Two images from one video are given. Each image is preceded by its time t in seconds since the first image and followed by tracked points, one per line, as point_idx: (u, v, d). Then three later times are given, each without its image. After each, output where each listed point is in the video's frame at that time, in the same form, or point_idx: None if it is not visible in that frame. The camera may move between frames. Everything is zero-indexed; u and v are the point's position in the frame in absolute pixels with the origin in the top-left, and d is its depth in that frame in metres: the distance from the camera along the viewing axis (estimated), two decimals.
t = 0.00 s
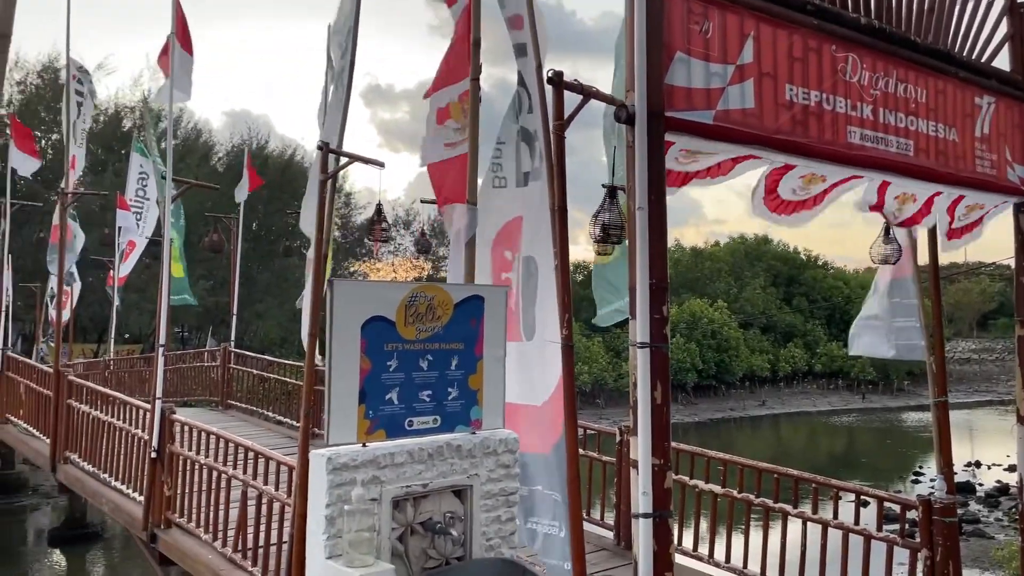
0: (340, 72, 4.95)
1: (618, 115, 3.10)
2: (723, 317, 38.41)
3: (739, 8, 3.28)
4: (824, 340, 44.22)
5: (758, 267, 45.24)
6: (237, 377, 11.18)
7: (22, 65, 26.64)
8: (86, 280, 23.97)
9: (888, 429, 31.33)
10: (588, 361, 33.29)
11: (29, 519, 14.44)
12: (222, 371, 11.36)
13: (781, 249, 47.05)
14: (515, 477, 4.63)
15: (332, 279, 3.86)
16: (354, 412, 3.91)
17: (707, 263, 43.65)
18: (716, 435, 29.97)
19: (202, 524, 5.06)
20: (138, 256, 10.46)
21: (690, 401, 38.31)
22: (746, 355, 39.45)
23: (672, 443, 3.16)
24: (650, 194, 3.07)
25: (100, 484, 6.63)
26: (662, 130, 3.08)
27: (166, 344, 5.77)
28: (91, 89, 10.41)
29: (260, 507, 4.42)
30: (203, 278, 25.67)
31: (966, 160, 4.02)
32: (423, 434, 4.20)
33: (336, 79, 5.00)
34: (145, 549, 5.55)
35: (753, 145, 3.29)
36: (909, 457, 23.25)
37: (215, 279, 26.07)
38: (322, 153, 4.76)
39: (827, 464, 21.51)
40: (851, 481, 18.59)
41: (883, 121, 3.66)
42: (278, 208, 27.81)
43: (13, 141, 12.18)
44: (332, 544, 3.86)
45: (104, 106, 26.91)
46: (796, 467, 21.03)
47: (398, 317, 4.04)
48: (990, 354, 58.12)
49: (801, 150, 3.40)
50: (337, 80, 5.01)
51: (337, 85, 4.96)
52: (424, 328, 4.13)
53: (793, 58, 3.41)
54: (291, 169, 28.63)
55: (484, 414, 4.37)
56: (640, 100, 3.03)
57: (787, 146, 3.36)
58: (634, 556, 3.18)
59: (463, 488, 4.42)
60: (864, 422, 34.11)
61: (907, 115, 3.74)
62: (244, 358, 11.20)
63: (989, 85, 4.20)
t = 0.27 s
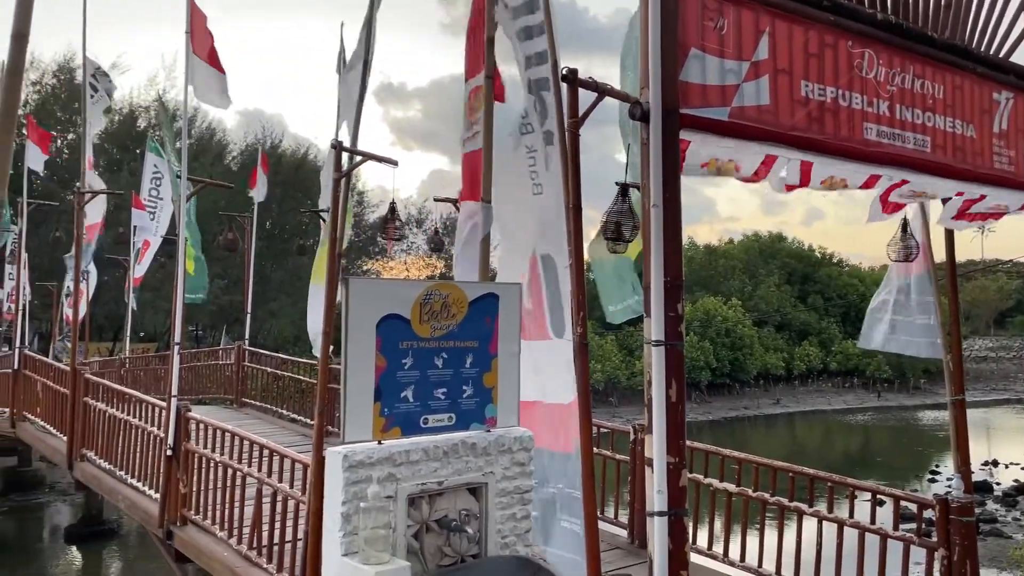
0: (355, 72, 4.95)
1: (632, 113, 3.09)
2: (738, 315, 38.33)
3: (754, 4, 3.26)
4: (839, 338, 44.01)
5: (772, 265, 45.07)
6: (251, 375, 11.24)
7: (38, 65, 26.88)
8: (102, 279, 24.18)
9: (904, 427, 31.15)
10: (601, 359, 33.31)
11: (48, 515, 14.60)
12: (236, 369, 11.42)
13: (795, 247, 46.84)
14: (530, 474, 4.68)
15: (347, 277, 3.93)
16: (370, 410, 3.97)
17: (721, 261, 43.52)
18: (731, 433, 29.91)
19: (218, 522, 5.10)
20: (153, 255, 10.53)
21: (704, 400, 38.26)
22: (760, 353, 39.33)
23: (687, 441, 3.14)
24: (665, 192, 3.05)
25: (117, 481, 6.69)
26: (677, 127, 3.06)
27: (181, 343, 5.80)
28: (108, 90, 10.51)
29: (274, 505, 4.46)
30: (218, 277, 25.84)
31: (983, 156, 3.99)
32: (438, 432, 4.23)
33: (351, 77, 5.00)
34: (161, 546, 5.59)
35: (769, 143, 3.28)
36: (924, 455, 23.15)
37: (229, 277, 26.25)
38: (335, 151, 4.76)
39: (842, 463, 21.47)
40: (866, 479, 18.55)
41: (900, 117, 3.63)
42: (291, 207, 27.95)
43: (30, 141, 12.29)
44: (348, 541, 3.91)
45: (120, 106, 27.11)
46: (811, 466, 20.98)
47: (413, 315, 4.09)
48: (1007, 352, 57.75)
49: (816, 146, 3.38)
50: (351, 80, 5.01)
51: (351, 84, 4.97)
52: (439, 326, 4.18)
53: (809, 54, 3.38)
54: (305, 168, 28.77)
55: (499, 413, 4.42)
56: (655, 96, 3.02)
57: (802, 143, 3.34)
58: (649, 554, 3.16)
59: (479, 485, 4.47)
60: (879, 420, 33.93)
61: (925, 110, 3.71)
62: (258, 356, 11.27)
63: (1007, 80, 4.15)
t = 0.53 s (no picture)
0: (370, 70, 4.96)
1: (647, 110, 3.09)
2: (753, 314, 38.15)
3: None
4: (855, 337, 43.72)
5: (787, 262, 44.83)
6: (265, 373, 11.30)
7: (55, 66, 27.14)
8: (118, 278, 24.40)
9: (920, 426, 30.92)
10: (614, 357, 33.29)
11: (66, 512, 14.75)
12: (251, 367, 11.48)
13: (811, 245, 46.54)
14: (546, 472, 4.66)
15: (364, 275, 3.94)
16: (386, 407, 4.00)
17: (736, 259, 43.37)
18: (745, 432, 29.84)
19: (233, 519, 5.13)
20: (169, 254, 10.58)
21: (718, 398, 38.18)
22: (775, 352, 39.19)
23: (702, 438, 3.12)
24: (680, 188, 3.04)
25: (133, 478, 6.74)
26: (692, 124, 3.05)
27: (196, 341, 5.82)
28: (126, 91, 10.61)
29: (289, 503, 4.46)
30: (233, 276, 26.01)
31: (1001, 152, 3.96)
32: (454, 429, 4.26)
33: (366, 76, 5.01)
34: (178, 543, 5.63)
35: (785, 139, 3.26)
36: (940, 455, 22.97)
37: (244, 276, 26.42)
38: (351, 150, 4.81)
39: (858, 462, 21.37)
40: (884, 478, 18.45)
41: (917, 113, 3.60)
42: (305, 206, 28.08)
43: (47, 140, 12.39)
44: (364, 538, 3.94)
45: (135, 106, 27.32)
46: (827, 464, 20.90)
47: (429, 312, 4.11)
48: None
49: (833, 143, 3.36)
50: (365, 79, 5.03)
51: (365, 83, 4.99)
52: (455, 324, 4.19)
53: (826, 50, 3.36)
54: (318, 167, 28.89)
55: (514, 410, 4.44)
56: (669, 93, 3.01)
57: (818, 140, 3.32)
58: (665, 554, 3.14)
59: (494, 482, 4.46)
60: (895, 419, 33.70)
61: (942, 106, 3.68)
62: (273, 354, 11.34)
63: None
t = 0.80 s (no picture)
0: (383, 69, 4.96)
1: (662, 107, 3.08)
2: (767, 312, 37.94)
3: None
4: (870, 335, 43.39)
5: (801, 260, 44.56)
6: (280, 372, 11.36)
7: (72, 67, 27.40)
8: (135, 277, 24.62)
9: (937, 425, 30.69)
10: (628, 356, 33.25)
11: (83, 510, 14.88)
12: (266, 366, 11.57)
13: (825, 243, 46.23)
14: (561, 470, 4.71)
15: (379, 272, 3.96)
16: (402, 404, 4.02)
17: (750, 257, 43.18)
18: (759, 431, 29.72)
19: (249, 516, 5.16)
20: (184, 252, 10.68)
21: (732, 397, 38.06)
22: (789, 350, 39.02)
23: (718, 436, 3.10)
24: (695, 185, 3.03)
25: (150, 476, 6.78)
26: (707, 120, 3.04)
27: (212, 340, 5.86)
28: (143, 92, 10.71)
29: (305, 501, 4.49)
30: (247, 275, 26.18)
31: (1020, 148, 3.92)
32: (469, 427, 4.28)
33: (380, 75, 5.03)
34: (194, 540, 5.67)
35: (801, 135, 3.24)
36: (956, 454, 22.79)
37: (259, 275, 26.58)
38: (365, 149, 4.83)
39: (874, 461, 21.24)
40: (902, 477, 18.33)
41: (934, 109, 3.58)
42: (318, 206, 28.20)
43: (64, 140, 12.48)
44: (381, 535, 3.97)
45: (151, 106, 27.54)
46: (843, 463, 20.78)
47: (444, 310, 4.13)
48: None
49: (850, 140, 3.34)
50: (379, 78, 5.04)
51: (378, 82, 5.00)
52: (470, 321, 4.21)
53: (842, 45, 3.34)
54: (332, 166, 29.00)
55: (529, 408, 4.45)
56: (684, 89, 3.00)
57: (835, 136, 3.31)
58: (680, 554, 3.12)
59: (510, 479, 4.51)
60: (911, 418, 33.44)
61: (959, 102, 3.66)
62: (288, 352, 11.40)
63: None
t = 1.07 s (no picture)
0: (397, 70, 4.99)
1: (677, 105, 3.07)
2: (782, 310, 37.68)
3: None
4: (887, 333, 43.05)
5: (817, 258, 44.26)
6: (295, 370, 11.42)
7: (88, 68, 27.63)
8: (150, 276, 24.82)
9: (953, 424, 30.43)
10: (642, 355, 33.19)
11: (101, 507, 15.04)
12: (281, 364, 11.66)
13: (841, 241, 45.89)
14: (576, 468, 4.73)
15: (394, 271, 3.98)
16: (418, 402, 4.04)
17: (765, 255, 42.96)
18: (774, 429, 29.59)
19: (264, 513, 5.20)
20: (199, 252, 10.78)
21: (746, 395, 37.93)
22: (805, 349, 38.84)
23: (734, 435, 3.09)
24: (710, 183, 3.01)
25: (167, 474, 6.84)
26: (722, 118, 3.03)
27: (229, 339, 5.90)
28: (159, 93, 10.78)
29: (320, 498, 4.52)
30: (262, 274, 26.32)
31: None
32: (484, 425, 4.28)
33: (394, 76, 5.05)
34: (211, 538, 5.73)
35: (817, 133, 3.23)
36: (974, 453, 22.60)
37: (273, 274, 26.72)
38: (379, 149, 4.86)
39: (890, 460, 21.09)
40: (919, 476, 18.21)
41: (952, 106, 3.56)
42: (332, 205, 28.30)
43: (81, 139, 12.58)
44: (397, 532, 4.01)
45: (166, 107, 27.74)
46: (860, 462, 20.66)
47: (460, 308, 4.15)
48: None
49: (866, 137, 3.32)
50: (392, 78, 5.06)
51: (392, 82, 5.02)
52: (485, 320, 4.23)
53: (858, 42, 3.32)
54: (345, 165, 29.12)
55: (545, 406, 4.45)
56: (699, 88, 2.99)
57: (851, 133, 3.29)
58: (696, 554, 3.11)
59: (525, 478, 4.53)
60: (928, 417, 33.17)
61: (977, 99, 3.64)
62: (303, 351, 11.46)
63: None
